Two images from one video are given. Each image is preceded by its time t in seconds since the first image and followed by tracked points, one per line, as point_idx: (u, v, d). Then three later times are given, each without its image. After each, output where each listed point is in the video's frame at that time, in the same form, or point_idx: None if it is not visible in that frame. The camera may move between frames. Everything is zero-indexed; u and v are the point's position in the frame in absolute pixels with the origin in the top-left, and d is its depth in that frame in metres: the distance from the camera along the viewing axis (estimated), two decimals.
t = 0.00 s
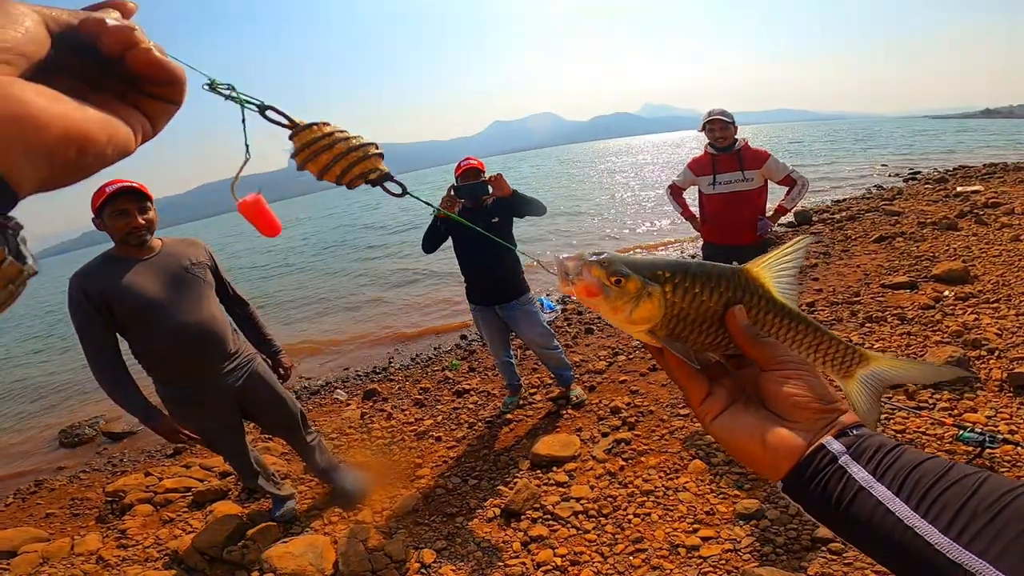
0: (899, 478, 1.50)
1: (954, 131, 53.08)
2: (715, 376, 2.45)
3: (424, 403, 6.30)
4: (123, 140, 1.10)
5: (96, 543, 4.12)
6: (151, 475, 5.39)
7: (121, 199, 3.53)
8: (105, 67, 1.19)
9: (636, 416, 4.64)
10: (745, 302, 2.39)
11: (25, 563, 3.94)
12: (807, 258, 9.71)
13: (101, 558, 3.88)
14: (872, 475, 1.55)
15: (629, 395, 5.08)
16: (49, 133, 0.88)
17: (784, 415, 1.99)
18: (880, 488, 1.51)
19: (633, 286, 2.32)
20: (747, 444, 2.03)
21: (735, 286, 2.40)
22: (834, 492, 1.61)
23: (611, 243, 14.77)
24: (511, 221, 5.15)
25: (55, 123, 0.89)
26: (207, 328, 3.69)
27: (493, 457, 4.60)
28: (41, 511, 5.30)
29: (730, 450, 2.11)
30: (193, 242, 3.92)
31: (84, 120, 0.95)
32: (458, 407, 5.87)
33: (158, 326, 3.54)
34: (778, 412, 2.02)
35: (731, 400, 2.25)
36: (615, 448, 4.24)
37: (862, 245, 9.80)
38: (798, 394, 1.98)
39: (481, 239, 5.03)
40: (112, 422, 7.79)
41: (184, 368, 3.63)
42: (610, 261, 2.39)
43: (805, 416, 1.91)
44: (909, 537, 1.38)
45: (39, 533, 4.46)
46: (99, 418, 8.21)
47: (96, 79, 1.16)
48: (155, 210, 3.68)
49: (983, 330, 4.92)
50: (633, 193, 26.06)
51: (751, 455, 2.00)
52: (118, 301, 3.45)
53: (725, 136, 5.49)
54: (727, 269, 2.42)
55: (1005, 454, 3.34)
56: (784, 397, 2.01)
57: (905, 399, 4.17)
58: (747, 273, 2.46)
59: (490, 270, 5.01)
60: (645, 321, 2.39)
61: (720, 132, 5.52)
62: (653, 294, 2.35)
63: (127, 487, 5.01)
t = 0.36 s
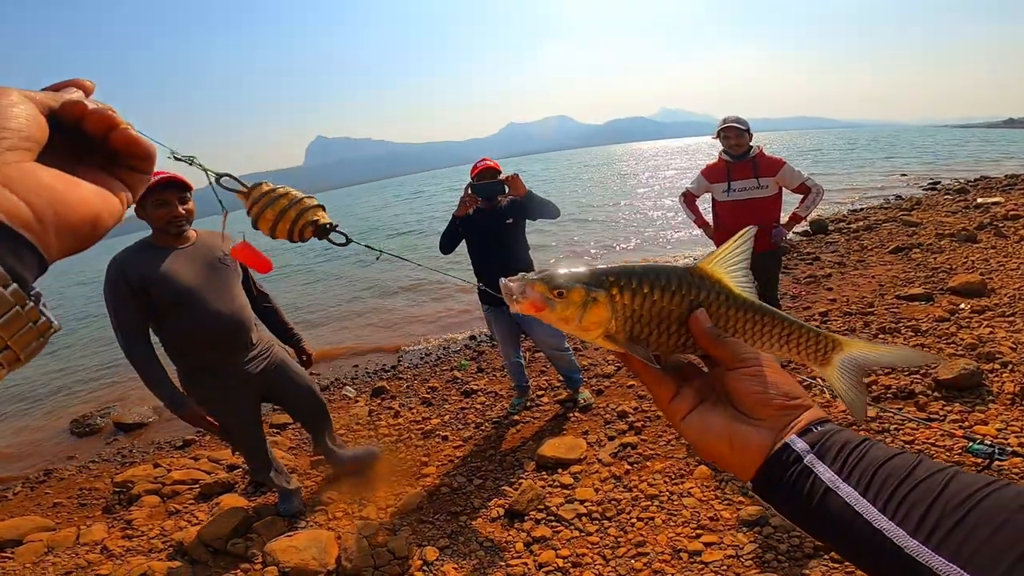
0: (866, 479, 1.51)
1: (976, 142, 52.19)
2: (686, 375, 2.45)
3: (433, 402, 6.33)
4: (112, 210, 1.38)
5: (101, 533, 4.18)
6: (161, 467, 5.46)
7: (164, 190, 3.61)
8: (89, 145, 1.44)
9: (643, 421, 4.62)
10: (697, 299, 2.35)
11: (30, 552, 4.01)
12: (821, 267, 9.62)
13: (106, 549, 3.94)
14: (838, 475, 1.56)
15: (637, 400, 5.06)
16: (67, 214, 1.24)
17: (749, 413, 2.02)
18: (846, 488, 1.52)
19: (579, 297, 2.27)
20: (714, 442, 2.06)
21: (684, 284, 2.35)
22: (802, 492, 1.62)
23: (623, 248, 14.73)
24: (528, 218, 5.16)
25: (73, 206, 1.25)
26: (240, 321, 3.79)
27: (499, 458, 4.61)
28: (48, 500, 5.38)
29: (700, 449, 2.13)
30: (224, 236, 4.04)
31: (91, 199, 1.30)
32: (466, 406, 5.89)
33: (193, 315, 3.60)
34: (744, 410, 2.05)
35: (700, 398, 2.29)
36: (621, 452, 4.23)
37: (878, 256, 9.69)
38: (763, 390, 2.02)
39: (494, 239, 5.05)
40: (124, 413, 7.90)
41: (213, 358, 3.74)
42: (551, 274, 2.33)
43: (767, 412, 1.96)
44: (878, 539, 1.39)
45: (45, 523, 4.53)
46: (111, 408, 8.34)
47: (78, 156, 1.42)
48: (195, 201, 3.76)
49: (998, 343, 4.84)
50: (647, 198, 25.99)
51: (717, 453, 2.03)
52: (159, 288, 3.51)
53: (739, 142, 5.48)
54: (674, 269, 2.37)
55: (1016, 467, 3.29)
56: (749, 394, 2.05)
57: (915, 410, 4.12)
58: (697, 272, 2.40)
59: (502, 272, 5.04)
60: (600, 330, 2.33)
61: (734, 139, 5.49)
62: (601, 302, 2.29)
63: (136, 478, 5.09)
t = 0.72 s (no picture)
0: (846, 460, 1.41)
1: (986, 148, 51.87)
2: (662, 354, 2.40)
3: (435, 399, 6.35)
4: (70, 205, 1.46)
5: (102, 525, 4.21)
6: (163, 459, 5.50)
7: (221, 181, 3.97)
8: (43, 142, 1.53)
9: (645, 422, 4.62)
10: (660, 267, 2.49)
11: (31, 543, 4.05)
12: (827, 271, 9.59)
13: (107, 541, 3.97)
14: (816, 457, 1.46)
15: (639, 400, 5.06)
16: (30, 206, 1.30)
17: (725, 390, 1.94)
18: (826, 470, 1.42)
19: (544, 268, 2.33)
20: (687, 421, 1.98)
21: (647, 253, 2.48)
22: (779, 475, 1.51)
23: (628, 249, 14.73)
24: (534, 214, 5.19)
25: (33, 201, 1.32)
26: (286, 305, 4.07)
27: (500, 455, 4.62)
28: (50, 491, 5.42)
29: (672, 428, 2.05)
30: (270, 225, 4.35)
31: (52, 195, 1.38)
32: (468, 404, 5.91)
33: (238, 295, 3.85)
34: (721, 388, 1.96)
35: (674, 376, 2.23)
36: (622, 452, 4.23)
37: (885, 261, 9.65)
38: (740, 366, 1.95)
39: (501, 238, 5.07)
40: (128, 406, 7.96)
41: (251, 340, 3.97)
42: (515, 250, 2.40)
43: (742, 389, 1.88)
44: (863, 527, 1.31)
45: (47, 514, 4.57)
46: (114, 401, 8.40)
47: (32, 154, 1.51)
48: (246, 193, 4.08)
49: (1002, 350, 4.82)
50: (653, 200, 25.94)
51: (689, 432, 1.95)
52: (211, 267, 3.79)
53: (746, 145, 5.46)
54: (637, 240, 2.50)
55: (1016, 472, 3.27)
56: (725, 371, 1.97)
57: (917, 416, 4.11)
58: (660, 243, 2.54)
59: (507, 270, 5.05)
60: (567, 300, 2.40)
61: (741, 142, 5.48)
62: (567, 272, 2.37)
63: (139, 470, 5.13)
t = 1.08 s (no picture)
0: (833, 466, 1.39)
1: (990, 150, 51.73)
2: (641, 357, 2.39)
3: (436, 398, 6.36)
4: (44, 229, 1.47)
5: (103, 523, 4.23)
6: (164, 456, 5.52)
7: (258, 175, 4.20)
8: (14, 169, 1.57)
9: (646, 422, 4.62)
10: (636, 267, 2.50)
11: (31, 540, 4.06)
12: (830, 273, 9.58)
13: (108, 537, 3.99)
14: (803, 463, 1.45)
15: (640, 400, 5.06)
16: (11, 230, 1.33)
17: (709, 395, 1.95)
18: (813, 477, 1.40)
19: (515, 273, 2.32)
20: (670, 426, 1.97)
21: (622, 252, 2.49)
22: (767, 482, 1.50)
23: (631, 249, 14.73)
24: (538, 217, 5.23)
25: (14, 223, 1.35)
26: (313, 296, 4.29)
27: (500, 454, 4.62)
28: (52, 488, 5.45)
29: (655, 433, 2.04)
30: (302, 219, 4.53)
31: (31, 219, 1.40)
32: (469, 403, 5.91)
33: (273, 284, 4.08)
34: (706, 394, 1.96)
35: (657, 382, 2.20)
36: (622, 452, 4.23)
37: (888, 263, 9.63)
38: (724, 370, 1.95)
39: (503, 237, 5.09)
40: (129, 403, 7.98)
41: (278, 329, 4.16)
42: (484, 255, 2.37)
43: (727, 394, 1.88)
44: (852, 535, 1.28)
45: (48, 511, 4.59)
46: (117, 397, 8.43)
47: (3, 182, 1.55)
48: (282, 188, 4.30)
49: (1004, 353, 4.80)
50: (656, 200, 25.92)
51: (672, 437, 1.94)
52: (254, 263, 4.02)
53: (749, 146, 5.45)
54: (612, 240, 2.51)
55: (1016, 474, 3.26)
56: (710, 375, 1.98)
57: (919, 417, 4.11)
58: (636, 241, 2.57)
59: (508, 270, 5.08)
60: (541, 305, 2.39)
61: (745, 143, 5.47)
62: (541, 276, 2.35)
63: (140, 468, 5.14)
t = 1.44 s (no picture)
0: (833, 489, 1.38)
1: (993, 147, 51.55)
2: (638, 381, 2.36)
3: (437, 393, 6.37)
4: (36, 234, 1.48)
5: (103, 519, 4.24)
6: (165, 452, 5.53)
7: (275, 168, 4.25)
8: (7, 176, 1.59)
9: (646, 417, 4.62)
10: (627, 286, 2.48)
11: (32, 536, 4.08)
12: (831, 269, 9.57)
13: (108, 534, 4.00)
14: (804, 487, 1.43)
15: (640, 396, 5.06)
16: (2, 233, 1.33)
17: (709, 420, 1.91)
18: (814, 500, 1.39)
19: (501, 295, 2.27)
20: (670, 451, 1.92)
21: (612, 273, 2.47)
22: (768, 506, 1.47)
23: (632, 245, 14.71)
24: (542, 223, 5.31)
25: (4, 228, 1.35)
26: (319, 288, 4.29)
27: (500, 450, 4.63)
28: (53, 484, 5.46)
29: (655, 458, 1.99)
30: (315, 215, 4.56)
31: (23, 224, 1.41)
32: (469, 398, 5.92)
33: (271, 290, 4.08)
34: (705, 418, 1.92)
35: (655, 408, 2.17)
36: (622, 448, 4.23)
37: (889, 260, 9.63)
38: (723, 393, 1.92)
39: (504, 233, 5.11)
40: (130, 398, 8.00)
41: (283, 321, 4.17)
42: (471, 278, 2.34)
43: (727, 418, 1.84)
44: (852, 559, 1.27)
45: (49, 507, 4.60)
46: (118, 393, 8.45)
47: None
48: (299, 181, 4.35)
49: (1005, 350, 4.80)
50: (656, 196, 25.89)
51: (672, 462, 1.89)
52: (259, 250, 4.04)
53: (751, 143, 5.45)
54: (601, 260, 2.49)
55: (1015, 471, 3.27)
56: (708, 399, 1.95)
57: (919, 414, 4.11)
58: (626, 260, 2.55)
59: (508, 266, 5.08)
60: (528, 329, 2.34)
61: (746, 140, 5.46)
62: (528, 299, 2.31)
63: (141, 463, 5.16)
